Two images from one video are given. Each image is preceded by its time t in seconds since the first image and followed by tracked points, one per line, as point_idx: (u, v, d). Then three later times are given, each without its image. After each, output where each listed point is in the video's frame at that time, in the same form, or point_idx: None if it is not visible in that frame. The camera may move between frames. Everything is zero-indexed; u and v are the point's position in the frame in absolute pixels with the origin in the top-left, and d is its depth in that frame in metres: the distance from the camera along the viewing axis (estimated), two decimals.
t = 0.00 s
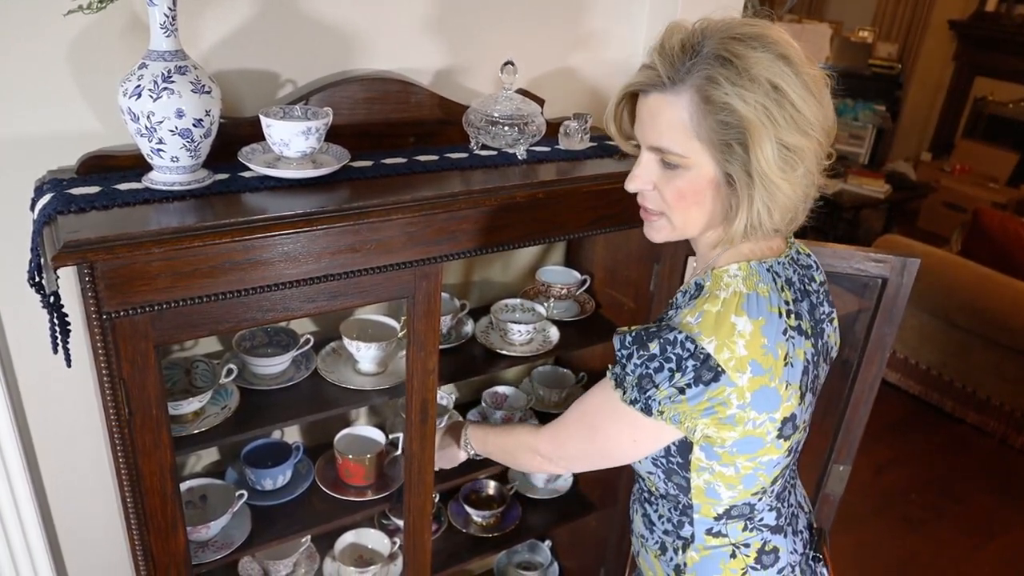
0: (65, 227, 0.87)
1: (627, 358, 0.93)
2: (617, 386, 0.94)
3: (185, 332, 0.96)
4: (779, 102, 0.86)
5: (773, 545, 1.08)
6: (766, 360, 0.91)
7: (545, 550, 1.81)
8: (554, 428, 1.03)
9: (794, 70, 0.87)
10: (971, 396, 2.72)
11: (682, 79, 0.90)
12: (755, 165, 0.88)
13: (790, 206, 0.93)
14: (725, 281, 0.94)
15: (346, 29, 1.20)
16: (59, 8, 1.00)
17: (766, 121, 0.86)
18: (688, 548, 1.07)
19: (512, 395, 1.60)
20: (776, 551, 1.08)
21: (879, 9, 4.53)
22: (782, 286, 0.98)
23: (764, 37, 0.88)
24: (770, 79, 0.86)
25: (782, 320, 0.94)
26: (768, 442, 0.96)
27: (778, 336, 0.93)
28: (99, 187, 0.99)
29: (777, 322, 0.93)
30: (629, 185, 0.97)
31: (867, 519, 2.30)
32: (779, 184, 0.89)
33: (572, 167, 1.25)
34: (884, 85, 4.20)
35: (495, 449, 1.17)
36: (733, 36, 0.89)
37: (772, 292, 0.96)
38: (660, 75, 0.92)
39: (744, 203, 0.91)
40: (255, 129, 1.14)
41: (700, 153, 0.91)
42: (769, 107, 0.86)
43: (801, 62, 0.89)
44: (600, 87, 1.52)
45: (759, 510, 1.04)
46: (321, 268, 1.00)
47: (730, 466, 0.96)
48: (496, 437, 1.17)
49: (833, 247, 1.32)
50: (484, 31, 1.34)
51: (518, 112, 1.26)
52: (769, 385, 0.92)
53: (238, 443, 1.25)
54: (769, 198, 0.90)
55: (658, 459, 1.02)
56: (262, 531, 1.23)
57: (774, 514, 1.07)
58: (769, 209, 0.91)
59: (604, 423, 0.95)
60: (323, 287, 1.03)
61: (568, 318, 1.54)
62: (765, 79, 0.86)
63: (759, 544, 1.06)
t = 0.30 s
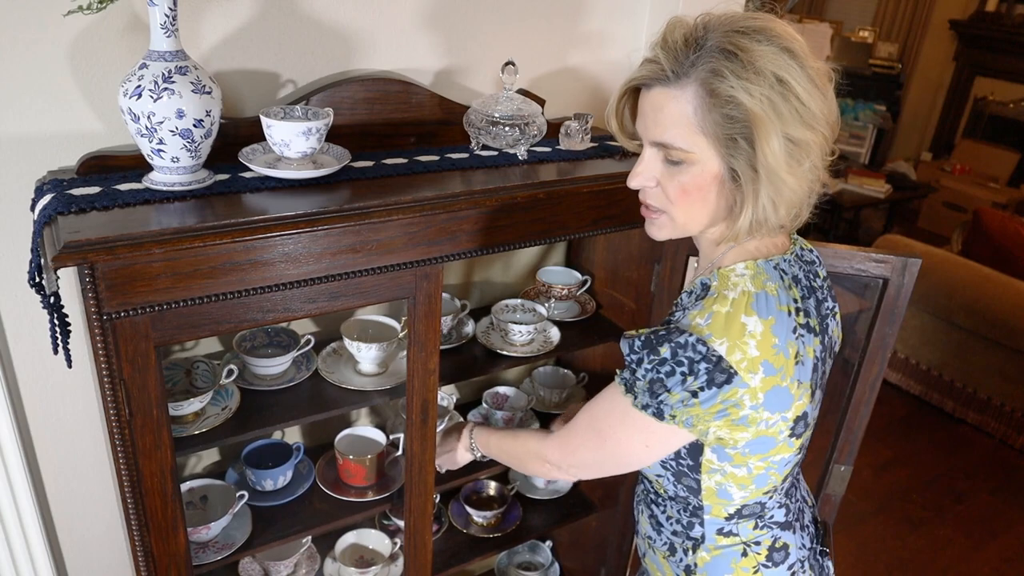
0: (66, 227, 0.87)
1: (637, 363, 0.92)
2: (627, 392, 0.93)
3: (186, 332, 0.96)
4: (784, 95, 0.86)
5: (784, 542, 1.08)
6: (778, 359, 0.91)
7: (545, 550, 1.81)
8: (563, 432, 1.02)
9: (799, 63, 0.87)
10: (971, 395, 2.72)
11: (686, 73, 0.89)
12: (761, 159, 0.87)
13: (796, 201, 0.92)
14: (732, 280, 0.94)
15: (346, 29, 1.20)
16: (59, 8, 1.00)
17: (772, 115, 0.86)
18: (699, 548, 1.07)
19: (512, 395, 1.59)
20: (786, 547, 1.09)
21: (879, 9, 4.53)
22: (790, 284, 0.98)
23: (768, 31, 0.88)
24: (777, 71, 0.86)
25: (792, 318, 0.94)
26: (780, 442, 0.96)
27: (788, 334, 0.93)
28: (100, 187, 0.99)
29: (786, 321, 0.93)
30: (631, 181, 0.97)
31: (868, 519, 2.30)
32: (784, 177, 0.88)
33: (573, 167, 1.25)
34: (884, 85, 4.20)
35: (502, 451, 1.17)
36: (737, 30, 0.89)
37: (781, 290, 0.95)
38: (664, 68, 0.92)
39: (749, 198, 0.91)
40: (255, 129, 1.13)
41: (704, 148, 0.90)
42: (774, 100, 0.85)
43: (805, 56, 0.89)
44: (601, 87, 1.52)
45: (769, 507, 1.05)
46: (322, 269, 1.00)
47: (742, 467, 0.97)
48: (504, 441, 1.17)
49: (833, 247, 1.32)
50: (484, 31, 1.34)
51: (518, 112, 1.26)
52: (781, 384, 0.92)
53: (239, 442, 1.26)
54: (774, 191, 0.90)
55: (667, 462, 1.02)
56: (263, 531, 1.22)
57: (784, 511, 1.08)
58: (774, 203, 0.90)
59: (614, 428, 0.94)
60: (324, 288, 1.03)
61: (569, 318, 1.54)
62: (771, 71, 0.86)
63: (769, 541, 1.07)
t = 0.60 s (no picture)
0: (66, 227, 0.87)
1: (727, 375, 0.83)
2: (720, 413, 0.81)
3: (186, 332, 0.95)
4: (825, 67, 0.81)
5: (805, 525, 1.08)
6: (844, 341, 0.88)
7: (546, 551, 1.80)
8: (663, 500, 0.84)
9: (831, 36, 0.83)
10: (971, 396, 2.72)
11: (722, 53, 0.84)
12: (806, 135, 0.82)
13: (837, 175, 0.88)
14: (782, 268, 0.90)
15: (347, 29, 1.20)
16: (59, 8, 1.00)
17: (815, 88, 0.81)
18: (733, 547, 1.03)
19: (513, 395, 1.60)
20: (807, 530, 1.09)
21: (879, 9, 4.53)
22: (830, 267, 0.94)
23: (794, 9, 0.84)
24: (817, 43, 0.81)
25: (843, 300, 0.91)
26: (839, 427, 0.92)
27: (845, 316, 0.90)
28: (100, 187, 0.99)
29: (841, 302, 0.90)
30: (666, 168, 0.90)
31: (868, 519, 2.30)
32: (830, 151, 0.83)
33: (574, 167, 1.25)
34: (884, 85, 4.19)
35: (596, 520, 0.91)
36: (766, 8, 0.84)
37: (827, 272, 0.92)
38: (696, 49, 0.86)
39: (793, 177, 0.85)
40: (256, 129, 1.13)
41: (744, 129, 0.84)
42: (816, 73, 0.80)
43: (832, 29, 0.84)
44: (601, 87, 1.52)
45: (796, 493, 1.04)
46: (322, 269, 1.00)
47: (796, 459, 0.93)
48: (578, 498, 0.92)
49: (833, 247, 1.32)
50: (485, 31, 1.34)
51: (519, 112, 1.26)
52: (848, 365, 0.88)
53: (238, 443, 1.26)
54: (821, 165, 0.85)
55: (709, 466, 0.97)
56: (263, 531, 1.22)
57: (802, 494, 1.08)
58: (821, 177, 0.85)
59: (708, 463, 0.81)
60: (324, 288, 1.03)
61: (569, 318, 1.54)
62: (811, 42, 0.81)
63: (796, 527, 1.06)
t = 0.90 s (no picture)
0: (66, 227, 0.87)
1: (874, 362, 0.83)
2: (874, 402, 0.82)
3: (186, 332, 0.95)
4: (860, 49, 0.88)
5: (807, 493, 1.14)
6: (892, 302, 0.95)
7: (546, 550, 1.80)
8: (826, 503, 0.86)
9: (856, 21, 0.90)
10: (971, 396, 2.72)
11: (767, 39, 0.88)
12: (851, 113, 0.88)
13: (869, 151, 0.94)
14: (835, 247, 0.95)
15: (348, 28, 1.20)
16: (60, 7, 0.99)
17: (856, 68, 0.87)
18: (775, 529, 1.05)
19: (513, 395, 1.60)
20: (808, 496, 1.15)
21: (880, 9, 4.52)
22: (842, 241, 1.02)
23: None
24: (849, 26, 0.88)
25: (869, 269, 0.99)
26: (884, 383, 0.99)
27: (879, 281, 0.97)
28: (100, 186, 0.99)
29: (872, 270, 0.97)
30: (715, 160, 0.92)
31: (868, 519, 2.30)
32: (868, 127, 0.90)
33: (575, 167, 1.25)
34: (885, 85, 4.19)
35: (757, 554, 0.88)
36: None
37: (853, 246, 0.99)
38: (743, 36, 0.89)
39: (839, 155, 0.90)
40: (257, 128, 1.13)
41: (792, 111, 0.89)
42: (854, 53, 0.87)
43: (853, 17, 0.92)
44: (603, 87, 1.52)
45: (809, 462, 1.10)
46: (324, 268, 1.00)
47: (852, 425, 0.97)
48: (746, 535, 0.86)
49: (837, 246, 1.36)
50: (486, 31, 1.34)
51: (520, 111, 1.26)
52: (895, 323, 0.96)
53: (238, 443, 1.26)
54: (861, 140, 0.91)
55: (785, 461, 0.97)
56: (263, 531, 1.22)
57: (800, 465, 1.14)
58: (860, 152, 0.92)
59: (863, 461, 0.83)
60: (325, 288, 1.03)
61: (570, 318, 1.53)
62: (845, 25, 0.88)
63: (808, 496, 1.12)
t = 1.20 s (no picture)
0: (68, 227, 0.87)
1: (925, 342, 0.89)
2: (929, 377, 0.89)
3: (188, 333, 0.95)
4: (877, 43, 0.91)
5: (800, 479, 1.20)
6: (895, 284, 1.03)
7: (547, 551, 1.79)
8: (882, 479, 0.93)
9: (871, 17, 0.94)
10: (971, 396, 2.72)
11: (791, 34, 0.90)
12: (870, 104, 0.91)
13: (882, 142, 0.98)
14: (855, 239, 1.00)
15: (349, 29, 1.20)
16: (61, 8, 0.99)
17: (874, 61, 0.91)
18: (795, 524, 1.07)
19: (513, 396, 1.60)
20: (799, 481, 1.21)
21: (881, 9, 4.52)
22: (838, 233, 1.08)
23: None
24: (866, 22, 0.92)
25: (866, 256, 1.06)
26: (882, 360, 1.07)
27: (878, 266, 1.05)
28: (101, 186, 0.99)
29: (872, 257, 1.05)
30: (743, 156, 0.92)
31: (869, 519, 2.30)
32: (885, 122, 0.94)
33: (576, 168, 1.25)
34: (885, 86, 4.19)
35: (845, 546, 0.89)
36: None
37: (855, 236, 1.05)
38: (771, 30, 0.90)
39: (856, 145, 0.94)
40: (258, 129, 1.13)
41: (814, 103, 0.91)
42: (871, 46, 0.90)
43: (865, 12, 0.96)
44: (604, 87, 1.52)
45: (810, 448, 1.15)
46: (325, 269, 1.00)
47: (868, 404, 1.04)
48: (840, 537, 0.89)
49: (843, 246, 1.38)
50: (487, 31, 1.34)
51: (522, 112, 1.26)
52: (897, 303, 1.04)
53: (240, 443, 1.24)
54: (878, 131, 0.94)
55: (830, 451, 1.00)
56: (264, 532, 1.22)
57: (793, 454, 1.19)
58: (877, 145, 0.95)
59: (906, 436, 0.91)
60: (327, 289, 1.03)
61: (569, 319, 1.54)
62: (865, 23, 0.91)
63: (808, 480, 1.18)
